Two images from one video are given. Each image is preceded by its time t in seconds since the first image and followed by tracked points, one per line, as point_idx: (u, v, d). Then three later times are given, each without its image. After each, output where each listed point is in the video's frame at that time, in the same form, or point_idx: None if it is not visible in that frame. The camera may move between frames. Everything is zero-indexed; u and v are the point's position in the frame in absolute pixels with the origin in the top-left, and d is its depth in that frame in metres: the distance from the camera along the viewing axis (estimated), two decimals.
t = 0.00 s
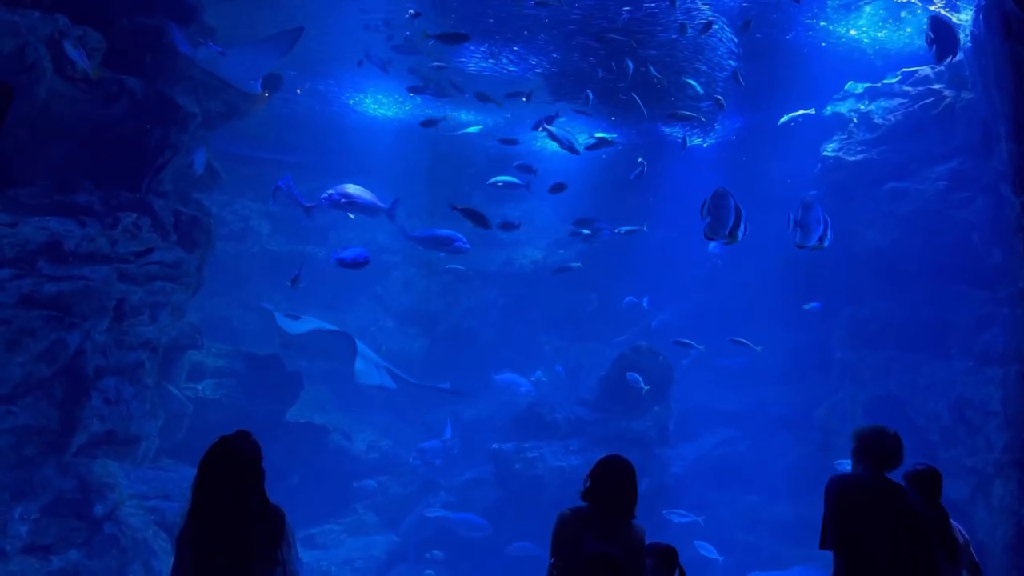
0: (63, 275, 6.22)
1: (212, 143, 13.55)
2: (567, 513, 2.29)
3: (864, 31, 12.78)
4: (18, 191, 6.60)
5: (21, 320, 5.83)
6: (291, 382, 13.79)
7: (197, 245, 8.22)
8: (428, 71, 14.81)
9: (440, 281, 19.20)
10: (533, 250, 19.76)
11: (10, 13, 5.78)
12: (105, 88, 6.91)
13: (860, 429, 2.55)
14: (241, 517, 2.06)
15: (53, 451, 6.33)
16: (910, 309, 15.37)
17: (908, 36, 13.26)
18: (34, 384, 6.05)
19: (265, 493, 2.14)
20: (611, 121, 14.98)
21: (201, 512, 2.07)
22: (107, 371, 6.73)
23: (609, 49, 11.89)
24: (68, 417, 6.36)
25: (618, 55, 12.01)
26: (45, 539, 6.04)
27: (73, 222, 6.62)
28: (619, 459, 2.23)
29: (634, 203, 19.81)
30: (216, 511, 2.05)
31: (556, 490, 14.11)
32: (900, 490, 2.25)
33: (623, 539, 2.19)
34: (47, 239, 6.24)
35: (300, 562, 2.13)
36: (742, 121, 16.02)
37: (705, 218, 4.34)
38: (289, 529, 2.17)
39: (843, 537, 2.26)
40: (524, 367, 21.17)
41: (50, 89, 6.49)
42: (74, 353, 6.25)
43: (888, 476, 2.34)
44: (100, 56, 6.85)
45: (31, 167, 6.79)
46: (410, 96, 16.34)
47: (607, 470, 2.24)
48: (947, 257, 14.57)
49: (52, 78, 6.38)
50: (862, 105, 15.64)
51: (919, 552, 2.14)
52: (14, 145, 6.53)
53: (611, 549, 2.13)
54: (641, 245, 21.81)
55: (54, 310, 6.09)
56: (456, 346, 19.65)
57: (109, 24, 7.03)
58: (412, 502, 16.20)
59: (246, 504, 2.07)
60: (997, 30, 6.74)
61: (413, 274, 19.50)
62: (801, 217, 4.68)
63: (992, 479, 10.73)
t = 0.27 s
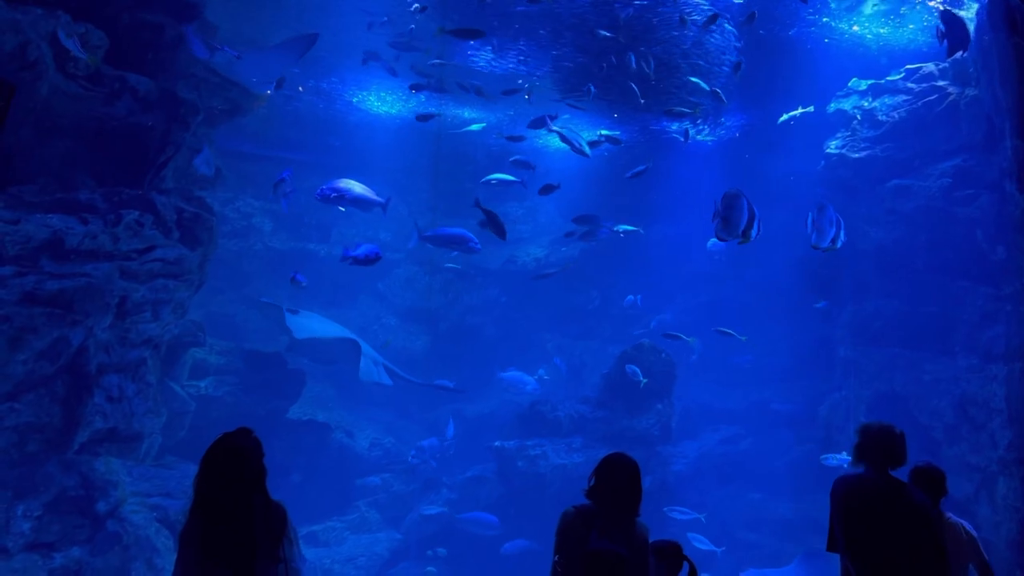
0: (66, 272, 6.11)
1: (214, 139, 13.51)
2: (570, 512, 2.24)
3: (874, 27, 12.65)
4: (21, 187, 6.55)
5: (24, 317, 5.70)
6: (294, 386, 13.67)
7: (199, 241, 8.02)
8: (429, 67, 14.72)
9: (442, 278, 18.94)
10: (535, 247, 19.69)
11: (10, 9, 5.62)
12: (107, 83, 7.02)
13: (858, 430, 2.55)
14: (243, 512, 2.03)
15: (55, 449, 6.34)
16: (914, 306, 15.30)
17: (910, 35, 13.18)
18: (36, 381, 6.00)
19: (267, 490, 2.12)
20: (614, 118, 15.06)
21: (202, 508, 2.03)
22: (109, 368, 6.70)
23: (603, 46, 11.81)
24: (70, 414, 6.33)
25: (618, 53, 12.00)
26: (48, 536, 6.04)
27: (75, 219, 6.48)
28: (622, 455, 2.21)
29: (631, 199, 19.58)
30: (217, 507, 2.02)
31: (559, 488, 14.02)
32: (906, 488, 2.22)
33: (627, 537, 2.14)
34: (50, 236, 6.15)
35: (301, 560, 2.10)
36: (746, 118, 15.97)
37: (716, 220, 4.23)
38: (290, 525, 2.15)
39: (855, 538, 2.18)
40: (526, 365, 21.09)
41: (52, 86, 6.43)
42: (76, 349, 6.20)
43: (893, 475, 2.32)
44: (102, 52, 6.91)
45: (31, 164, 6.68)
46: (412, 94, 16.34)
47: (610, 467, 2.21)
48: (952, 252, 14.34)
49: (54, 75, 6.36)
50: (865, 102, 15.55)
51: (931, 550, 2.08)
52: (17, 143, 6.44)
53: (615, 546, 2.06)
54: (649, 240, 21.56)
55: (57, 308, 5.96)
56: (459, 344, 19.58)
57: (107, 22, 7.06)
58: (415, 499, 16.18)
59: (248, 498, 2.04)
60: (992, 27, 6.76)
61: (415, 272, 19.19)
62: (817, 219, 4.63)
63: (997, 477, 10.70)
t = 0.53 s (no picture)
0: (70, 271, 6.07)
1: (219, 137, 13.50)
2: (574, 511, 2.19)
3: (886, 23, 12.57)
4: (28, 186, 6.60)
5: (29, 315, 5.72)
6: (298, 381, 13.68)
7: (205, 240, 7.93)
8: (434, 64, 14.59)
9: (447, 277, 19.08)
10: (540, 245, 19.64)
11: (17, 9, 5.72)
12: (112, 83, 7.03)
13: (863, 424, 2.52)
14: (245, 512, 2.00)
15: (59, 447, 6.27)
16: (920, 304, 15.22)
17: (920, 32, 13.13)
18: (41, 380, 5.96)
19: (271, 489, 2.08)
20: (618, 116, 15.03)
21: (205, 508, 2.01)
22: (115, 366, 6.68)
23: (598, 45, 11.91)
24: (76, 413, 6.29)
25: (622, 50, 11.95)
26: (54, 534, 5.98)
27: (80, 217, 6.53)
28: (626, 454, 2.16)
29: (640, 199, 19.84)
30: (219, 507, 2.00)
31: (562, 487, 13.94)
32: (911, 487, 2.22)
33: (633, 537, 2.11)
34: (55, 234, 6.17)
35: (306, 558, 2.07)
36: (752, 116, 15.91)
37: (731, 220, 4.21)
38: (294, 525, 2.12)
39: (859, 538, 2.21)
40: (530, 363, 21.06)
41: (56, 83, 6.41)
42: (81, 348, 6.17)
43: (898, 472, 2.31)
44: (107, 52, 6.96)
45: (36, 162, 6.65)
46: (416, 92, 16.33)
47: (614, 466, 2.16)
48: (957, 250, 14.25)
49: (60, 74, 6.49)
50: (872, 99, 15.47)
51: (934, 550, 2.11)
52: (22, 142, 6.43)
53: (621, 545, 2.04)
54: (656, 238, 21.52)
55: (63, 306, 5.94)
56: (464, 343, 19.57)
57: (114, 20, 7.22)
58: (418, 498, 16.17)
59: (251, 497, 2.01)
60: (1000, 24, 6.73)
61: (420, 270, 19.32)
62: (831, 221, 4.81)
63: (1004, 475, 10.62)
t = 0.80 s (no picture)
0: (74, 270, 6.07)
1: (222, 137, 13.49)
2: (576, 510, 2.19)
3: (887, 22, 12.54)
4: (30, 185, 6.48)
5: (33, 315, 5.72)
6: (299, 376, 13.77)
7: (207, 240, 8.11)
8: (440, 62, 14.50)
9: (449, 276, 19.06)
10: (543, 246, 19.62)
11: (20, 9, 5.74)
12: (115, 82, 7.05)
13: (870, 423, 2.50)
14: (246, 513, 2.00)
15: (63, 446, 6.27)
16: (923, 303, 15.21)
17: (924, 31, 13.11)
18: (46, 378, 5.98)
19: (273, 489, 2.08)
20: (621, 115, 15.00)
21: (208, 508, 2.02)
22: (118, 366, 6.69)
23: (596, 47, 11.96)
24: (80, 413, 6.31)
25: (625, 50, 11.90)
26: (57, 533, 5.90)
27: (84, 217, 6.54)
28: (628, 454, 2.17)
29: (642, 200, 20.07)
30: (222, 506, 2.00)
31: (565, 487, 13.91)
32: (918, 487, 2.22)
33: (634, 538, 2.11)
34: (58, 234, 6.15)
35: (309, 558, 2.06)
36: (756, 116, 15.86)
37: (746, 225, 4.25)
38: (297, 524, 2.11)
39: (863, 537, 2.22)
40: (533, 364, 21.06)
41: (60, 84, 6.43)
42: (85, 347, 6.21)
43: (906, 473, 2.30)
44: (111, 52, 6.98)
45: (40, 163, 6.54)
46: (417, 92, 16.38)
47: (616, 466, 2.17)
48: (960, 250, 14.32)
49: (65, 73, 6.48)
50: (875, 99, 15.41)
51: (937, 549, 2.12)
52: (27, 142, 6.33)
53: (620, 546, 2.06)
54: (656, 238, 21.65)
55: (67, 306, 5.96)
56: (467, 343, 19.58)
57: (120, 17, 7.20)
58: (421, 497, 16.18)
59: (253, 497, 2.01)
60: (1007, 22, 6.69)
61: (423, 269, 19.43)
62: (845, 225, 4.87)
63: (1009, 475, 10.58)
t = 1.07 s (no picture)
0: (77, 270, 6.06)
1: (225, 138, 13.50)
2: (578, 510, 2.19)
3: (888, 23, 12.51)
4: (33, 186, 6.42)
5: (37, 315, 5.70)
6: (299, 375, 13.77)
7: (211, 240, 8.04)
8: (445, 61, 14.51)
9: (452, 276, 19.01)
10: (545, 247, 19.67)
11: (24, 9, 5.69)
12: (118, 82, 7.02)
13: (879, 426, 2.48)
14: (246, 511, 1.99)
15: (67, 446, 6.29)
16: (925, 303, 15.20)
17: (927, 30, 13.07)
18: (49, 378, 5.98)
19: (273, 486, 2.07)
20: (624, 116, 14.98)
21: (209, 508, 2.00)
22: (121, 366, 6.72)
23: (597, 48, 11.99)
24: (83, 413, 6.30)
25: (627, 49, 11.86)
26: (60, 533, 5.90)
27: (87, 217, 6.48)
28: (630, 454, 2.16)
29: (644, 201, 19.99)
30: (224, 506, 1.98)
31: (567, 487, 13.91)
32: (926, 490, 2.20)
33: (635, 539, 2.10)
34: (62, 235, 6.12)
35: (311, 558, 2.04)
36: (756, 117, 15.86)
37: (759, 227, 4.23)
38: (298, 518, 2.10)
39: (869, 537, 2.21)
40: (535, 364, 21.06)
41: (62, 83, 6.41)
42: (88, 348, 6.19)
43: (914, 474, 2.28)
44: (114, 52, 6.83)
45: (43, 163, 6.57)
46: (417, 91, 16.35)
47: (618, 466, 2.17)
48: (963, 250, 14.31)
49: (67, 74, 6.48)
50: (878, 99, 15.39)
51: (941, 550, 2.10)
52: (29, 142, 6.36)
53: (621, 546, 2.06)
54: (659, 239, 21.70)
55: (70, 306, 5.97)
56: (470, 344, 19.53)
57: (123, 17, 7.17)
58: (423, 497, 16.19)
59: (250, 494, 2.00)
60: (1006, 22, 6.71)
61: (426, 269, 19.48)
62: (858, 228, 4.88)
63: (1012, 476, 10.54)
